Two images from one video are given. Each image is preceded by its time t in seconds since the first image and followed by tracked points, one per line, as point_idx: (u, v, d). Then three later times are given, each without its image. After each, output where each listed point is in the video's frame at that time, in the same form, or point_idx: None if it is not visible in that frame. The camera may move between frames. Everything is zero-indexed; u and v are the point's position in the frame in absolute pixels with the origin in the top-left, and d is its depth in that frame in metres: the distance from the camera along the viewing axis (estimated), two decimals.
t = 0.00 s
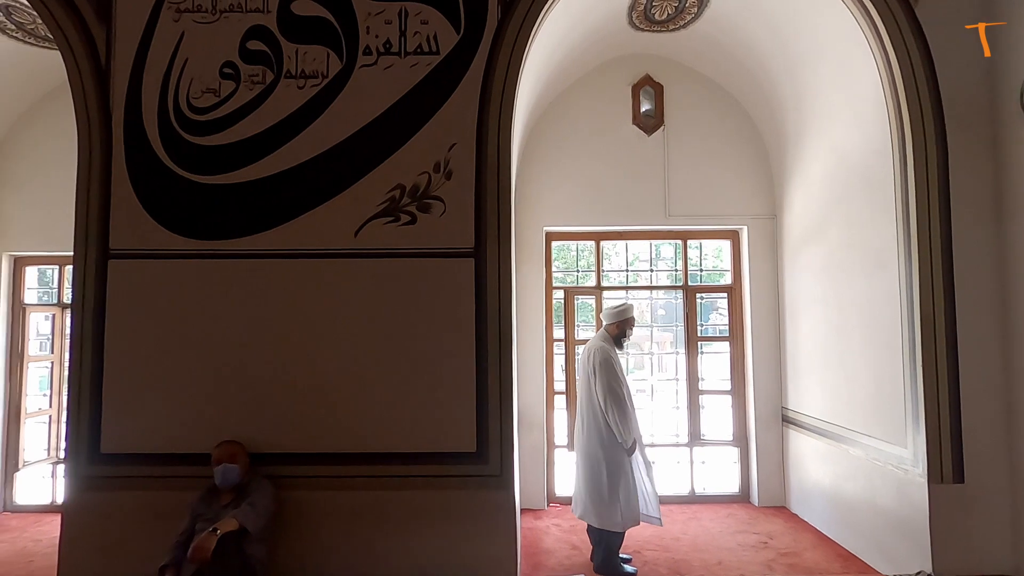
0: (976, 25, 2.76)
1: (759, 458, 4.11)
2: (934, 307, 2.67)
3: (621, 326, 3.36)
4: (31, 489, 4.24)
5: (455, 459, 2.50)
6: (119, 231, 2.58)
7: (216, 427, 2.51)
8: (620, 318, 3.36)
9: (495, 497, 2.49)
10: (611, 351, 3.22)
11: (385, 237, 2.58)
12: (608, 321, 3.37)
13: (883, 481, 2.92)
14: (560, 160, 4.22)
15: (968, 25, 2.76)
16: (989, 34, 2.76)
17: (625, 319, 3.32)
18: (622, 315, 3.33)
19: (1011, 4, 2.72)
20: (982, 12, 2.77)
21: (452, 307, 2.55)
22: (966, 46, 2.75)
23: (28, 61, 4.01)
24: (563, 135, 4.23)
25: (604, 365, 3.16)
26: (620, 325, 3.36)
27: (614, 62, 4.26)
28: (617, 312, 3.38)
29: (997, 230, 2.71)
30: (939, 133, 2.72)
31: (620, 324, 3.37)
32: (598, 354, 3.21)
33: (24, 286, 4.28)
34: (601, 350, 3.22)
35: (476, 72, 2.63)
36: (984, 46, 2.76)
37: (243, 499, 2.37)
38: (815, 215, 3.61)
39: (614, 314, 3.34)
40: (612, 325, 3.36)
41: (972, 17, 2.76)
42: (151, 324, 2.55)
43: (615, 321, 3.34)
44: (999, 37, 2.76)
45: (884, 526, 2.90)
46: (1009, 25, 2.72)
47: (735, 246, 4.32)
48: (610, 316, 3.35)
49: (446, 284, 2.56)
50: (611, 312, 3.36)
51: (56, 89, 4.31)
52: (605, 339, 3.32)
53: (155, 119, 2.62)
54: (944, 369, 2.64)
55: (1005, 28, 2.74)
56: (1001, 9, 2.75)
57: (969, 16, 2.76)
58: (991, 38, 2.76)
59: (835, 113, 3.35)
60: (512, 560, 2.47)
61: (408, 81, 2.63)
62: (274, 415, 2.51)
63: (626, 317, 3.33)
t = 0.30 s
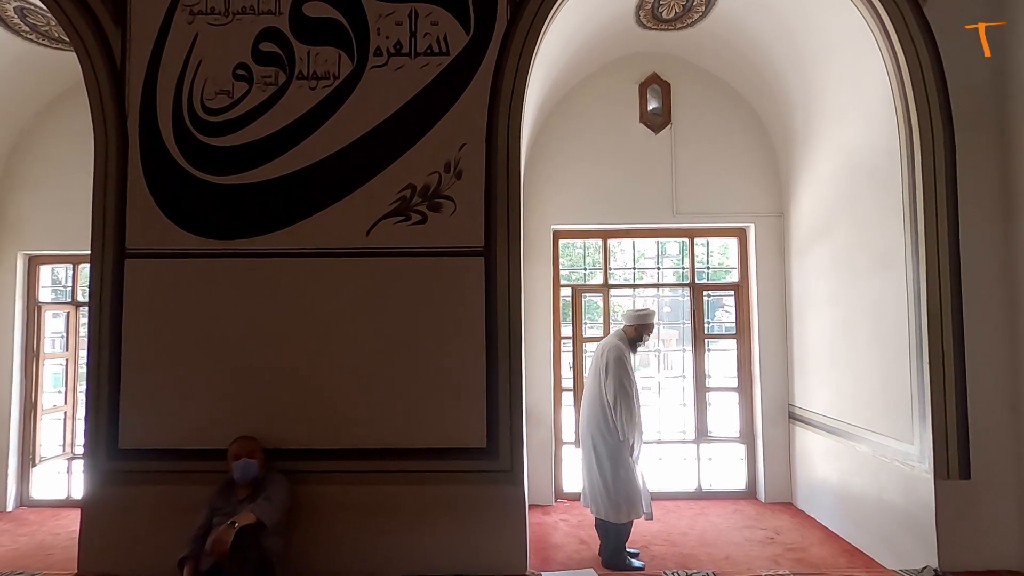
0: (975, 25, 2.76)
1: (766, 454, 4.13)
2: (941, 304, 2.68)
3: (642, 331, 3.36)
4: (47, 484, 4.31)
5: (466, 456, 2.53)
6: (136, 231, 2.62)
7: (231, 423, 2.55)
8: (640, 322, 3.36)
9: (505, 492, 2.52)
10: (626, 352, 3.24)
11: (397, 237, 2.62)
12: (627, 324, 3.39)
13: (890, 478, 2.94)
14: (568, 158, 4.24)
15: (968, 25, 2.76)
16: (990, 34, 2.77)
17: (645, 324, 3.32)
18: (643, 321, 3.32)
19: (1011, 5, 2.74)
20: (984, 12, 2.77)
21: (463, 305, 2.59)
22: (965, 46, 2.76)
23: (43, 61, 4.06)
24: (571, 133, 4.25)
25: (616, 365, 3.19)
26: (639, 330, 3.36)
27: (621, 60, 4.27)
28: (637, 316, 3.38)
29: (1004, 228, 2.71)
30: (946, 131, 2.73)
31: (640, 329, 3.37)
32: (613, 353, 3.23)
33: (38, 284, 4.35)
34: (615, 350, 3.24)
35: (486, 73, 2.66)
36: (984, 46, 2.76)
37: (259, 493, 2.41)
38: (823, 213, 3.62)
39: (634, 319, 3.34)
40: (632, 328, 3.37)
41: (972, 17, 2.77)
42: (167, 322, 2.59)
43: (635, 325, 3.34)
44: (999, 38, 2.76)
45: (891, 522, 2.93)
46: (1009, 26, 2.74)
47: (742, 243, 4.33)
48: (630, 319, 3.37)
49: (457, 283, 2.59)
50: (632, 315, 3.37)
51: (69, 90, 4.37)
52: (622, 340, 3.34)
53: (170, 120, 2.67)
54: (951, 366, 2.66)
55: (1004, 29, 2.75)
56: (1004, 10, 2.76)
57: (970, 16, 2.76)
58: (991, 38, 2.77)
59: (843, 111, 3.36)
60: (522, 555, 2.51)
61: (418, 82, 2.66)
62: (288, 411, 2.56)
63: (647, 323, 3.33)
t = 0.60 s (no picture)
0: (975, 25, 2.77)
1: (773, 449, 4.16)
2: (948, 299, 2.70)
3: (674, 353, 3.33)
4: (65, 478, 4.38)
5: (477, 449, 2.58)
6: (152, 230, 2.68)
7: (246, 417, 2.61)
8: (675, 344, 3.32)
9: (515, 486, 2.56)
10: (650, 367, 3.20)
11: (408, 234, 2.66)
12: (661, 341, 3.35)
13: (897, 471, 2.96)
14: (576, 155, 4.27)
15: (968, 25, 2.77)
16: (990, 34, 2.77)
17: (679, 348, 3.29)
18: (679, 345, 3.29)
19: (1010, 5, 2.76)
20: (985, 11, 2.78)
21: (473, 301, 2.62)
22: (964, 47, 2.77)
23: (58, 62, 4.12)
24: (578, 130, 4.28)
25: (638, 374, 3.15)
26: (672, 350, 3.32)
27: (629, 57, 4.29)
28: (671, 337, 3.35)
29: (1012, 223, 2.72)
30: (954, 126, 2.75)
31: (672, 350, 3.33)
32: (638, 361, 3.20)
33: (54, 282, 4.41)
34: (641, 361, 3.20)
35: (495, 72, 2.69)
36: (984, 46, 2.77)
37: (275, 486, 2.46)
38: (830, 209, 3.63)
39: (672, 340, 3.29)
40: (664, 346, 3.33)
41: (972, 17, 2.78)
42: (184, 318, 2.65)
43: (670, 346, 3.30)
44: (998, 37, 2.77)
45: (897, 516, 2.95)
46: (1008, 26, 2.76)
47: (749, 239, 4.35)
48: (666, 338, 3.32)
49: (467, 280, 2.63)
50: (670, 336, 3.32)
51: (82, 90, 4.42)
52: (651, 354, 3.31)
53: (185, 120, 2.71)
54: (958, 361, 2.68)
55: (1004, 29, 2.77)
56: (1004, 10, 2.78)
57: (969, 16, 2.77)
58: (991, 38, 2.77)
59: (851, 107, 3.37)
60: (533, 547, 2.55)
61: (428, 81, 2.69)
62: (302, 406, 2.61)
63: (682, 349, 3.29)
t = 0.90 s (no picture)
0: (976, 25, 2.76)
1: (781, 444, 4.18)
2: (956, 293, 2.71)
3: (692, 387, 3.35)
4: (82, 473, 4.47)
5: (486, 444, 2.62)
6: (168, 229, 2.73)
7: (261, 413, 2.66)
8: (695, 377, 3.35)
9: (525, 479, 2.60)
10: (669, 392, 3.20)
11: (418, 232, 2.70)
12: (681, 372, 3.38)
13: (904, 466, 2.98)
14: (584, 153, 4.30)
15: (968, 25, 2.76)
16: (990, 34, 2.76)
17: (698, 382, 3.31)
18: (699, 378, 3.32)
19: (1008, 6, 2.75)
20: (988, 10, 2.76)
21: (483, 298, 2.66)
22: (964, 47, 2.76)
23: (73, 64, 4.19)
24: (585, 128, 4.30)
25: (656, 396, 3.16)
26: (691, 382, 3.34)
27: (635, 55, 4.31)
28: (690, 370, 3.39)
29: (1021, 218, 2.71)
30: (961, 122, 2.74)
31: (690, 384, 3.36)
32: (656, 384, 3.20)
33: (71, 281, 4.50)
34: (660, 384, 3.21)
35: (503, 71, 2.72)
36: (984, 46, 2.76)
37: (290, 480, 2.52)
38: (838, 205, 3.64)
39: (693, 372, 3.34)
40: (683, 377, 3.34)
41: (972, 17, 2.76)
42: (200, 316, 2.70)
43: (689, 377, 3.33)
44: (999, 38, 2.76)
45: (905, 510, 2.97)
46: (1008, 26, 2.75)
47: (757, 235, 4.36)
48: (687, 369, 3.36)
49: (476, 277, 2.67)
50: (691, 368, 3.36)
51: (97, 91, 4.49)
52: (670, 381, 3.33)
53: (199, 122, 2.76)
54: (966, 355, 2.68)
55: (1004, 29, 2.76)
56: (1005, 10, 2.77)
57: (969, 16, 2.76)
58: (991, 38, 2.76)
59: (857, 104, 3.38)
60: (542, 540, 2.59)
61: (438, 81, 2.73)
62: (316, 402, 2.66)
63: (702, 383, 3.31)
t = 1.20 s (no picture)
0: (975, 25, 2.78)
1: (786, 442, 4.20)
2: (959, 290, 2.72)
3: (703, 409, 3.40)
4: (95, 470, 4.53)
5: (493, 440, 2.66)
6: (180, 230, 2.79)
7: (273, 410, 2.72)
8: (705, 398, 3.39)
9: (530, 475, 2.64)
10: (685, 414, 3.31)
11: (425, 232, 2.74)
12: (691, 393, 3.43)
13: (908, 462, 3.00)
14: (588, 153, 4.32)
15: (969, 25, 2.78)
16: (990, 34, 2.77)
17: (708, 403, 3.36)
18: (708, 400, 3.37)
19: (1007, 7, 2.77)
20: (989, 9, 2.78)
21: (489, 297, 2.70)
22: (965, 46, 2.77)
23: (85, 67, 4.25)
24: (590, 128, 4.33)
25: (674, 416, 3.27)
26: (701, 404, 3.40)
27: (640, 54, 4.33)
28: (701, 390, 3.44)
29: None
30: (964, 120, 2.76)
31: (701, 405, 3.41)
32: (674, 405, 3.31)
33: (84, 280, 4.56)
34: (676, 405, 3.32)
35: (508, 72, 2.75)
36: (984, 46, 2.77)
37: (300, 475, 2.56)
38: (842, 203, 3.65)
39: (703, 394, 3.38)
40: (694, 400, 3.40)
41: (972, 17, 2.78)
42: (212, 315, 2.76)
43: (699, 399, 3.38)
44: (998, 37, 2.77)
45: (909, 506, 2.99)
46: (1008, 26, 2.76)
47: (761, 234, 4.38)
48: (697, 391, 3.40)
49: (483, 275, 2.71)
50: (701, 390, 3.41)
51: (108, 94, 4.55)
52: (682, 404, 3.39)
53: (210, 124, 2.81)
54: (969, 353, 2.70)
55: (1004, 29, 2.77)
56: (1006, 10, 2.78)
57: (968, 16, 2.78)
58: (992, 38, 2.77)
59: (862, 102, 3.39)
60: (547, 535, 2.62)
61: (444, 83, 2.77)
62: (325, 399, 2.71)
63: (711, 405, 3.36)
